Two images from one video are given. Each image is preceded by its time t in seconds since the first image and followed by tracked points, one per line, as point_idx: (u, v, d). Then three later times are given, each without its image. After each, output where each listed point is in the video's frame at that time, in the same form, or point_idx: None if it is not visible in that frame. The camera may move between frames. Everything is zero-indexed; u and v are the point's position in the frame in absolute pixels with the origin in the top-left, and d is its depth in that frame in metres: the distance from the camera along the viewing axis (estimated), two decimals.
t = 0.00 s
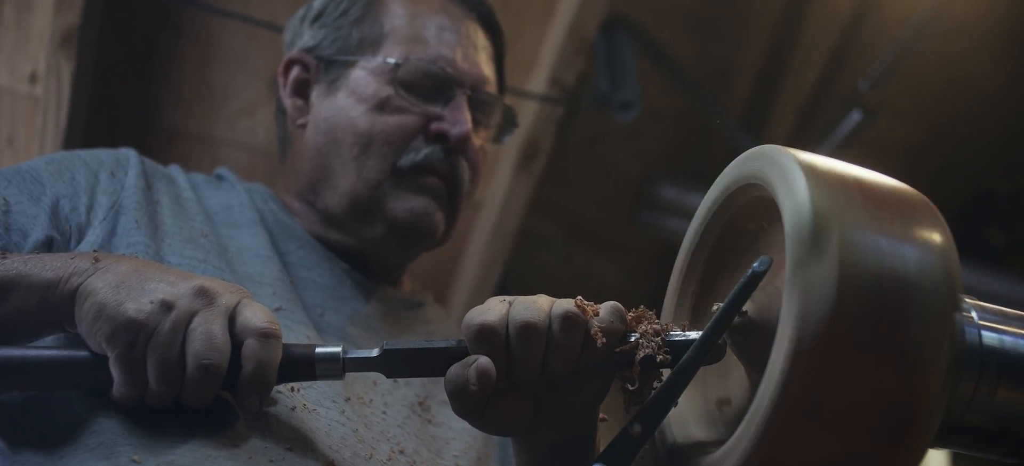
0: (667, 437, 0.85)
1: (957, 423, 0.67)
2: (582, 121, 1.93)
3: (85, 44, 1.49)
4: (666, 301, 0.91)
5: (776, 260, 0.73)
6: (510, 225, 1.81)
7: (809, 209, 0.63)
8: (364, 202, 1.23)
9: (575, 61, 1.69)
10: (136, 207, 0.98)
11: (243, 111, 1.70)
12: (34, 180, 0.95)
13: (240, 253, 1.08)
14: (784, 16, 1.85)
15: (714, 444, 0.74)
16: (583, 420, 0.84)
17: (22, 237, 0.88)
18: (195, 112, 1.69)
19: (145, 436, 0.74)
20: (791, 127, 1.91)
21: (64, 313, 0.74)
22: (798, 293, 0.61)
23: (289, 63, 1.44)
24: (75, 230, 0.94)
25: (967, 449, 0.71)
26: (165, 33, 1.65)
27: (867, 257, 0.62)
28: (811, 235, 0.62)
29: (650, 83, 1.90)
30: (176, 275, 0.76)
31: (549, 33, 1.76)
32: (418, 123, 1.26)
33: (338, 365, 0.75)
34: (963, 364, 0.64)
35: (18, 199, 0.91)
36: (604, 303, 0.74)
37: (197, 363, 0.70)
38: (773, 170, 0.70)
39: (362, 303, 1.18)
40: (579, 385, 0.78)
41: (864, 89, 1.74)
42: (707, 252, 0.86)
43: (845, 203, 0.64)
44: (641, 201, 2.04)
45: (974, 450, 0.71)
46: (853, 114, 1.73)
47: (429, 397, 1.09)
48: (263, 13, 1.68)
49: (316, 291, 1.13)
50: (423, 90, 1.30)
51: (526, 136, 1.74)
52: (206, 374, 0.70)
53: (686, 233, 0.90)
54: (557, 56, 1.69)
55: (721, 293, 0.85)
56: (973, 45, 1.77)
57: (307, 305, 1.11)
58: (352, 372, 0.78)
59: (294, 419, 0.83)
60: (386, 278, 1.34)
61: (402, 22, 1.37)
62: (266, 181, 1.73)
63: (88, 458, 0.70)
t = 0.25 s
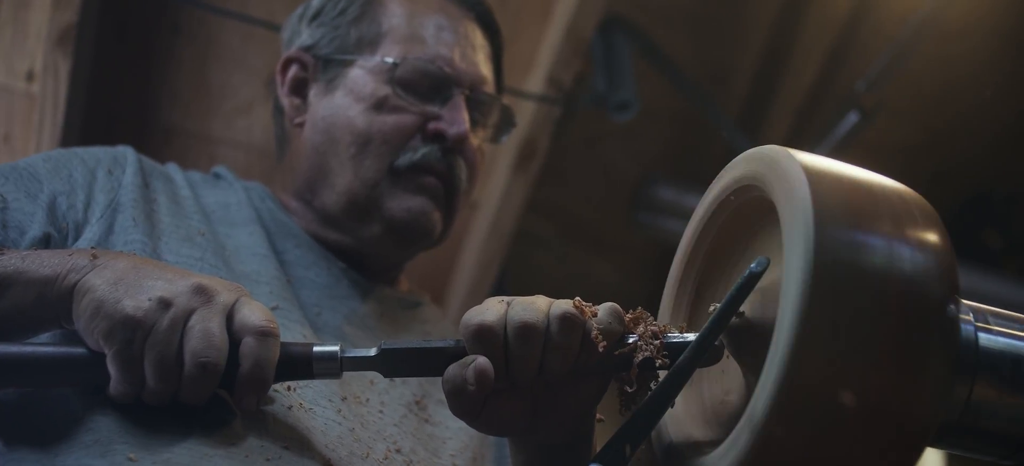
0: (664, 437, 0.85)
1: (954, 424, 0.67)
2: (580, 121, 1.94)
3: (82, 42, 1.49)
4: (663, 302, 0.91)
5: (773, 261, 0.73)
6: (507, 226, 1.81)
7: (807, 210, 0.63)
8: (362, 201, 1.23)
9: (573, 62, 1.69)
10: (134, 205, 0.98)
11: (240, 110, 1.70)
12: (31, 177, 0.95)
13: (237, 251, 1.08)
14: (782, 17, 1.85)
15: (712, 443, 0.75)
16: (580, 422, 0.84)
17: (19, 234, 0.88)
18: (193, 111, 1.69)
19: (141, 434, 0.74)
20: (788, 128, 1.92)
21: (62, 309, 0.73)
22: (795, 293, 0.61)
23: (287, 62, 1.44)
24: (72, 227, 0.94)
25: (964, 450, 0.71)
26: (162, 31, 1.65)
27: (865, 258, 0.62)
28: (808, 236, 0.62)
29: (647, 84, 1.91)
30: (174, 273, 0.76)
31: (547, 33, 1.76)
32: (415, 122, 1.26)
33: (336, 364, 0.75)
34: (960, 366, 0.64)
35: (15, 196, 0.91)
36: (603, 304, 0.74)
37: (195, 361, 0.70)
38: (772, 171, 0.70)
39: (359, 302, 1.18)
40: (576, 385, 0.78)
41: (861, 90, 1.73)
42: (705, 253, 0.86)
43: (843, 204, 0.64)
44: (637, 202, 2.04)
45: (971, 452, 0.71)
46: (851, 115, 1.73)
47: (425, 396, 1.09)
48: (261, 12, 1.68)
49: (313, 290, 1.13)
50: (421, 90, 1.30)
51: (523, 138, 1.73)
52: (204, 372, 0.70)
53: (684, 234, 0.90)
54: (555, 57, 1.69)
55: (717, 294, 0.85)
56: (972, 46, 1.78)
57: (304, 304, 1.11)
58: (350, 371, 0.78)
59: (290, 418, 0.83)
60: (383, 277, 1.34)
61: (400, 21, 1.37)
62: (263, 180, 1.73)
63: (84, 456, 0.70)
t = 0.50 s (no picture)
0: (660, 437, 0.85)
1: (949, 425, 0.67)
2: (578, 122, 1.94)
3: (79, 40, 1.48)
4: (660, 303, 0.91)
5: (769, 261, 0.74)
6: (504, 226, 1.81)
7: (803, 211, 0.64)
8: (359, 200, 1.23)
9: (570, 62, 1.69)
10: (131, 202, 0.98)
11: (237, 109, 1.70)
12: (28, 174, 0.95)
13: (234, 250, 1.08)
14: (779, 19, 1.86)
15: (708, 443, 0.75)
16: (576, 422, 0.84)
17: (16, 231, 0.88)
18: (190, 109, 1.68)
19: (137, 433, 0.74)
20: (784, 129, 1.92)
21: (58, 307, 0.73)
22: (791, 294, 0.61)
23: (284, 61, 1.44)
24: (69, 225, 0.93)
25: (959, 451, 0.72)
26: (160, 29, 1.65)
27: (861, 259, 0.62)
28: (806, 237, 0.62)
29: (644, 85, 1.91)
30: (171, 271, 0.76)
31: (544, 33, 1.76)
32: (413, 121, 1.26)
33: (333, 363, 0.74)
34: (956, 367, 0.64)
35: (12, 193, 0.91)
36: (600, 305, 0.74)
37: (191, 359, 0.70)
38: (769, 173, 0.71)
39: (355, 301, 1.18)
40: (573, 386, 0.78)
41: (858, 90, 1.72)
42: (702, 254, 0.86)
43: (839, 205, 0.65)
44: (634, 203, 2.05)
45: (966, 452, 0.72)
46: (847, 117, 1.73)
47: (422, 395, 1.09)
48: (259, 11, 1.68)
49: (310, 289, 1.13)
50: (419, 89, 1.30)
51: (521, 136, 1.74)
52: (201, 370, 0.70)
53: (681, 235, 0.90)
54: (552, 57, 1.69)
55: (714, 295, 0.85)
56: (973, 46, 1.77)
57: (301, 302, 1.11)
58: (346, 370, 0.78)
59: (286, 418, 0.82)
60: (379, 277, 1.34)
61: (398, 20, 1.37)
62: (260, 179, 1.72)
63: (80, 454, 0.70)
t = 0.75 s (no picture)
0: (656, 437, 0.85)
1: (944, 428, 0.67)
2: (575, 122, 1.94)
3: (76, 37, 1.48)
4: (656, 304, 0.91)
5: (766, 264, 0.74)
6: (500, 225, 1.81)
7: (800, 213, 0.64)
8: (356, 199, 1.22)
9: (568, 63, 1.69)
10: (128, 200, 0.98)
11: (235, 107, 1.70)
12: (24, 172, 0.95)
13: (231, 249, 1.08)
14: (776, 21, 1.86)
15: (704, 444, 0.75)
16: (574, 422, 0.84)
17: (13, 228, 0.88)
18: (187, 107, 1.68)
19: (133, 431, 0.74)
20: (782, 131, 1.93)
21: (55, 305, 0.73)
22: (788, 296, 0.61)
23: (282, 60, 1.44)
24: (66, 223, 0.93)
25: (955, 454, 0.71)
26: (157, 28, 1.65)
27: (857, 261, 0.63)
28: (802, 239, 0.62)
29: (642, 85, 1.91)
30: (169, 269, 0.75)
31: (542, 33, 1.77)
32: (410, 121, 1.26)
33: (329, 363, 0.74)
34: (952, 370, 0.64)
35: (8, 191, 0.91)
36: (597, 306, 0.75)
37: (188, 358, 0.70)
38: (765, 174, 0.71)
39: (352, 300, 1.18)
40: (570, 386, 0.78)
41: (854, 92, 1.72)
42: (698, 255, 0.87)
43: (836, 207, 0.65)
44: (631, 204, 2.05)
45: (961, 454, 0.72)
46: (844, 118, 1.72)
47: (418, 395, 1.09)
48: (257, 10, 1.67)
49: (306, 288, 1.13)
50: (417, 89, 1.30)
51: (518, 136, 1.74)
52: (197, 369, 0.70)
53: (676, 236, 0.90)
54: (550, 57, 1.69)
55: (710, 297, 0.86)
56: (974, 45, 1.78)
57: (297, 301, 1.11)
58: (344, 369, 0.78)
59: (282, 416, 0.82)
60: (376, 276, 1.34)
61: (396, 20, 1.37)
62: (257, 177, 1.72)
63: (75, 452, 0.70)
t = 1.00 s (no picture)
0: (652, 437, 0.85)
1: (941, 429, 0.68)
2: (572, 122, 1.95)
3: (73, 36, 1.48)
4: (653, 305, 0.91)
5: (763, 265, 0.74)
6: (497, 225, 1.81)
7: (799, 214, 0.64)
8: (353, 198, 1.22)
9: (565, 63, 1.69)
10: (125, 199, 0.98)
11: (232, 106, 1.69)
12: (21, 169, 0.94)
13: (227, 247, 1.07)
14: (773, 22, 1.86)
15: (700, 444, 0.75)
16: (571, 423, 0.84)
17: (9, 226, 0.88)
18: (184, 105, 1.68)
19: (130, 429, 0.74)
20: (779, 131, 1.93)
21: (52, 304, 0.73)
22: (786, 297, 0.61)
23: (279, 58, 1.43)
24: (62, 220, 0.93)
25: (949, 453, 0.72)
26: (154, 26, 1.65)
27: (855, 262, 0.63)
28: (800, 241, 0.62)
29: (639, 85, 1.91)
30: (166, 268, 0.75)
31: (539, 33, 1.76)
32: (408, 120, 1.26)
33: (327, 363, 0.75)
34: (949, 372, 0.65)
35: (5, 189, 0.91)
36: (594, 307, 0.75)
37: (186, 358, 0.70)
38: (763, 175, 0.71)
39: (349, 299, 1.18)
40: (567, 386, 0.78)
41: (851, 94, 1.73)
42: (695, 256, 0.87)
43: (834, 208, 0.65)
44: (628, 203, 2.05)
45: (958, 456, 0.72)
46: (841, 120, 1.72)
47: (415, 394, 1.09)
48: (254, 8, 1.67)
49: (303, 286, 1.13)
50: (414, 88, 1.30)
51: (515, 136, 1.74)
52: (195, 368, 0.70)
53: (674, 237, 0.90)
54: (547, 57, 1.69)
55: (707, 298, 0.86)
56: (974, 44, 1.78)
57: (294, 299, 1.11)
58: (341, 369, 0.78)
59: (279, 414, 0.82)
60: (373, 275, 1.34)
61: (394, 19, 1.37)
62: (254, 176, 1.72)
63: (71, 450, 0.70)
